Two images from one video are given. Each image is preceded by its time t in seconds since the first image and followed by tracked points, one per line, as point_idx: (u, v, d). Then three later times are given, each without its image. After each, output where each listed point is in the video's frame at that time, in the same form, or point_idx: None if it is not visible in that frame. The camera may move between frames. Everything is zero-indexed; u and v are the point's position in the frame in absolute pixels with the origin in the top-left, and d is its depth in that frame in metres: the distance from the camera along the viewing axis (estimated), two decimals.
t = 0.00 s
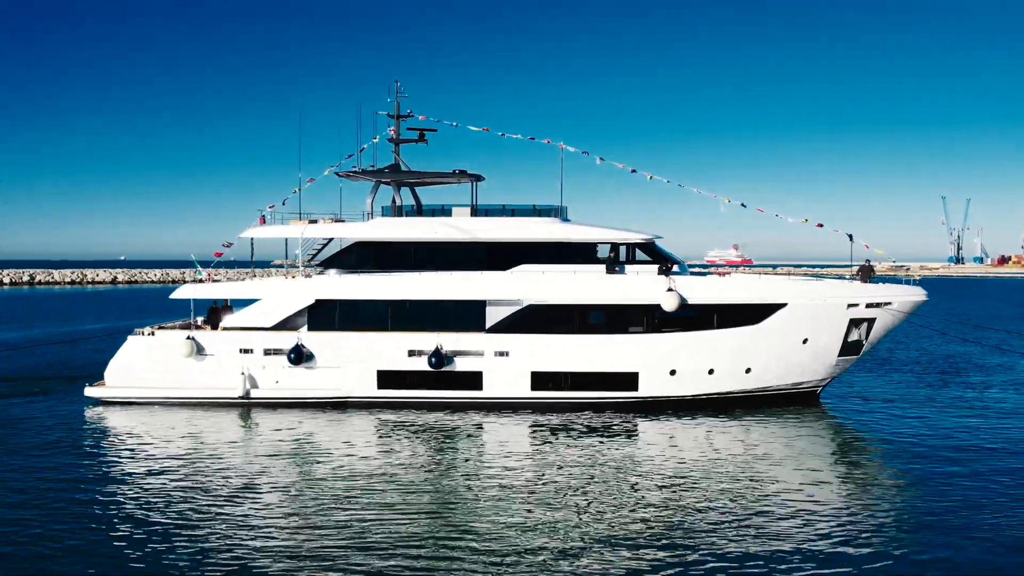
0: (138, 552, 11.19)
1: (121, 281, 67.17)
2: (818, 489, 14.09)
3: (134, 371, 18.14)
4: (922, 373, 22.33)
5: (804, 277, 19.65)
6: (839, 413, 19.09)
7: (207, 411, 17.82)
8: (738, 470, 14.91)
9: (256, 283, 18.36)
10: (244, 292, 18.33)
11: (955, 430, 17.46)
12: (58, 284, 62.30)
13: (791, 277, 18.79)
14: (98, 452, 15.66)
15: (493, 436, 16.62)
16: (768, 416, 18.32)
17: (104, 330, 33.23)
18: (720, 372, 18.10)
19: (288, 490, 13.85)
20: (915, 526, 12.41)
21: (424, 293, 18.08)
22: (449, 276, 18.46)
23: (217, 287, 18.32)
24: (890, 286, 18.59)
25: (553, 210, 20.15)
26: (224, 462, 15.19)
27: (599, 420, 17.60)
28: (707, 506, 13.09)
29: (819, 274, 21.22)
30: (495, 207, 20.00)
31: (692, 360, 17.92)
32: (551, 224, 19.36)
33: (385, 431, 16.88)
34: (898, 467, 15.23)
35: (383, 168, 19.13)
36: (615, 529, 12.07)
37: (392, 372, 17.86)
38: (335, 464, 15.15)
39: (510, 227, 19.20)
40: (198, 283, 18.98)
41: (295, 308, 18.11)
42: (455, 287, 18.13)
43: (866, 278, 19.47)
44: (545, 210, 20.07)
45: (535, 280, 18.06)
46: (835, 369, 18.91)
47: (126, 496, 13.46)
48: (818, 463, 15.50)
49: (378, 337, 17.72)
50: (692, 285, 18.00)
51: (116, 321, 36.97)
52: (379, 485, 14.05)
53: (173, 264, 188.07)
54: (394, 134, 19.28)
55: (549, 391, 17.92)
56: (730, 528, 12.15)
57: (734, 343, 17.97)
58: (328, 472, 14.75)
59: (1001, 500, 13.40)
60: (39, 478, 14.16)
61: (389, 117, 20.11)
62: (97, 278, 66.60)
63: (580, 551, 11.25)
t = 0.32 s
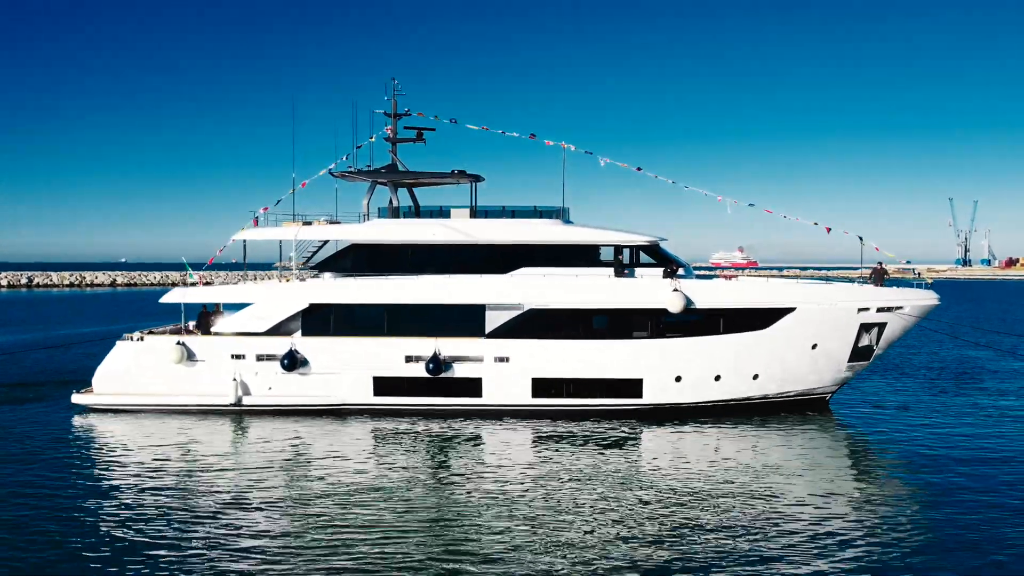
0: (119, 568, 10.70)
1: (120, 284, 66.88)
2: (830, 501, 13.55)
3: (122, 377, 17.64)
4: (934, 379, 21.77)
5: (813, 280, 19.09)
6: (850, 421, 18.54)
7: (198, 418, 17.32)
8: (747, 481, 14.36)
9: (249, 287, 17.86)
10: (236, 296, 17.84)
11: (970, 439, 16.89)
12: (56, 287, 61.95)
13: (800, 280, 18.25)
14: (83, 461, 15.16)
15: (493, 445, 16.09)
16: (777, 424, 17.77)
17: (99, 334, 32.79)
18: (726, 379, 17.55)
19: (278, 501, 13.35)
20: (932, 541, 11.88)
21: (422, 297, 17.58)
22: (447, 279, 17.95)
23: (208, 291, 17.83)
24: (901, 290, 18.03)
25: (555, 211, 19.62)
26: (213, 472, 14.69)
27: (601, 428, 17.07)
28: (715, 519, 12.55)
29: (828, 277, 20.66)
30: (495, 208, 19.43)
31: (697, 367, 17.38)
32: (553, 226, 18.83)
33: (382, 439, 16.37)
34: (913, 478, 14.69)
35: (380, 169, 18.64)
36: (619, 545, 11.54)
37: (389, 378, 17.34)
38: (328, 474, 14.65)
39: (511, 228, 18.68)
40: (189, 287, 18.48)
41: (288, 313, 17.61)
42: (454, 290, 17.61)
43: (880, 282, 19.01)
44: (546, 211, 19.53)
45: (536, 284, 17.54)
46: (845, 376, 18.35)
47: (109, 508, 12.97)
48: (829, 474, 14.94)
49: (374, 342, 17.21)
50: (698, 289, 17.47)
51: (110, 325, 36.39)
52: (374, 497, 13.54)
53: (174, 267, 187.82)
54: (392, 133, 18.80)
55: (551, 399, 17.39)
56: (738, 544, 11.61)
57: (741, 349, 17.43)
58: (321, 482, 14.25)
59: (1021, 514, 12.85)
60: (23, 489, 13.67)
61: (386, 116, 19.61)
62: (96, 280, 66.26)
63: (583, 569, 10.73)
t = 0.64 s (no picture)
0: None
1: (119, 286, 66.50)
2: (844, 514, 12.99)
3: (110, 384, 17.13)
4: (948, 386, 21.16)
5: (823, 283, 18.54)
6: (861, 429, 17.97)
7: (188, 426, 16.80)
8: (756, 492, 13.81)
9: (240, 291, 17.36)
10: (228, 300, 17.34)
11: (987, 448, 16.32)
12: (55, 289, 61.65)
13: (808, 284, 17.70)
14: (67, 470, 14.66)
15: (493, 454, 15.56)
16: (786, 432, 17.20)
17: (94, 339, 32.28)
18: (733, 385, 17.00)
19: (268, 513, 12.83)
20: (952, 555, 11.33)
21: (419, 300, 17.07)
22: (445, 282, 17.43)
23: (199, 295, 17.34)
24: (914, 293, 17.48)
25: (556, 212, 19.10)
26: (201, 481, 14.19)
27: (604, 437, 16.52)
28: (723, 533, 12.00)
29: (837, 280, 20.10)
30: (495, 209, 18.94)
31: (703, 373, 16.84)
32: (554, 228, 18.31)
33: (378, 448, 15.85)
34: (929, 489, 14.13)
35: (376, 168, 18.15)
36: (623, 562, 11.00)
37: (385, 385, 16.82)
38: (321, 484, 14.13)
39: (511, 230, 18.17)
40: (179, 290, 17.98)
41: (281, 317, 17.11)
42: (452, 294, 17.10)
43: (891, 286, 18.47)
44: (548, 212, 19.01)
45: (536, 287, 17.03)
46: (855, 382, 17.79)
47: (92, 519, 12.45)
48: (842, 485, 14.38)
49: (369, 347, 16.69)
50: (703, 292, 16.94)
51: (106, 330, 35.85)
52: (368, 509, 13.01)
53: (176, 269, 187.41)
54: (389, 132, 18.30)
55: (552, 406, 16.85)
56: (749, 560, 11.06)
57: (749, 354, 16.89)
58: (314, 493, 13.74)
59: None
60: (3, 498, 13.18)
61: (383, 115, 19.13)
62: (96, 282, 65.99)
63: None
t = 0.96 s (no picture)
0: None
1: (119, 288, 66.14)
2: (858, 526, 12.39)
3: (96, 390, 16.62)
4: (963, 393, 20.52)
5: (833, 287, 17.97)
6: (873, 437, 17.36)
7: (176, 435, 16.27)
8: (766, 503, 13.22)
9: (231, 294, 16.85)
10: (218, 304, 16.83)
11: (1006, 457, 15.70)
12: (54, 291, 61.31)
13: (818, 287, 17.13)
14: (49, 480, 14.13)
15: (491, 463, 15.00)
16: (795, 441, 16.61)
17: (89, 344, 31.86)
18: (740, 392, 16.43)
19: (255, 524, 12.28)
20: (974, 572, 10.74)
21: (415, 304, 16.54)
22: (443, 285, 16.89)
23: (188, 298, 16.83)
24: (927, 297, 16.91)
25: (558, 214, 18.56)
26: (187, 491, 13.65)
27: (607, 446, 15.94)
28: (732, 548, 11.41)
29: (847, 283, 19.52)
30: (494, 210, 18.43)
31: (709, 379, 16.27)
32: (555, 230, 17.77)
33: (372, 457, 15.29)
34: (946, 500, 13.53)
35: (372, 168, 17.64)
36: None
37: (380, 391, 16.28)
38: (312, 494, 13.58)
39: (511, 232, 17.63)
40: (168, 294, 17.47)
41: (273, 322, 16.59)
42: (450, 297, 16.56)
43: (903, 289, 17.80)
44: (549, 213, 18.47)
45: (536, 291, 16.49)
46: (867, 388, 17.20)
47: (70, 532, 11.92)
48: (856, 495, 13.78)
49: (364, 353, 16.16)
50: (709, 296, 16.39)
51: (101, 334, 35.32)
52: (360, 521, 12.45)
53: (177, 271, 187.29)
54: (385, 130, 17.77)
55: (553, 413, 16.28)
56: None
57: (757, 360, 16.32)
58: (304, 503, 13.18)
59: None
60: None
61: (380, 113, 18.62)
62: (95, 284, 65.65)
63: None
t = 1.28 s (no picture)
0: None
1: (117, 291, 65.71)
2: (875, 541, 11.79)
3: (80, 398, 16.07)
4: (978, 401, 19.89)
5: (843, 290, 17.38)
6: (886, 447, 16.75)
7: (163, 444, 15.72)
8: (777, 517, 12.63)
9: (220, 299, 16.31)
10: (207, 308, 16.29)
11: None
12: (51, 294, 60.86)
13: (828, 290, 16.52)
14: (29, 492, 13.58)
15: (490, 474, 14.43)
16: (805, 451, 16.01)
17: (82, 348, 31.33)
18: (748, 400, 15.84)
19: (242, 539, 11.73)
20: None
21: (411, 308, 16.00)
22: (439, 289, 16.33)
23: (175, 303, 16.29)
24: (941, 301, 16.30)
25: (558, 215, 18.02)
26: (173, 504, 13.11)
27: (610, 456, 15.36)
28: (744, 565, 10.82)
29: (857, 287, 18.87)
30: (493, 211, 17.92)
31: (716, 387, 15.69)
32: (556, 232, 17.20)
33: (366, 468, 14.72)
34: (966, 513, 12.94)
35: (367, 168, 17.10)
36: None
37: (374, 399, 15.72)
38: (303, 507, 13.02)
39: (510, 234, 17.06)
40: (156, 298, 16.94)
41: (264, 327, 16.04)
42: (447, 302, 16.02)
43: (917, 293, 17.17)
44: (549, 215, 17.94)
45: (537, 295, 15.93)
46: (879, 396, 16.60)
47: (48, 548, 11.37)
48: (871, 509, 13.18)
49: (357, 359, 15.60)
50: (716, 300, 15.80)
51: (95, 338, 34.81)
52: (351, 535, 11.89)
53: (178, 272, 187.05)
54: (380, 129, 17.22)
55: (554, 422, 15.71)
56: None
57: (765, 366, 15.73)
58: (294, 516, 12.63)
59: None
60: None
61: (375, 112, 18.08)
62: (93, 287, 65.23)
63: None
